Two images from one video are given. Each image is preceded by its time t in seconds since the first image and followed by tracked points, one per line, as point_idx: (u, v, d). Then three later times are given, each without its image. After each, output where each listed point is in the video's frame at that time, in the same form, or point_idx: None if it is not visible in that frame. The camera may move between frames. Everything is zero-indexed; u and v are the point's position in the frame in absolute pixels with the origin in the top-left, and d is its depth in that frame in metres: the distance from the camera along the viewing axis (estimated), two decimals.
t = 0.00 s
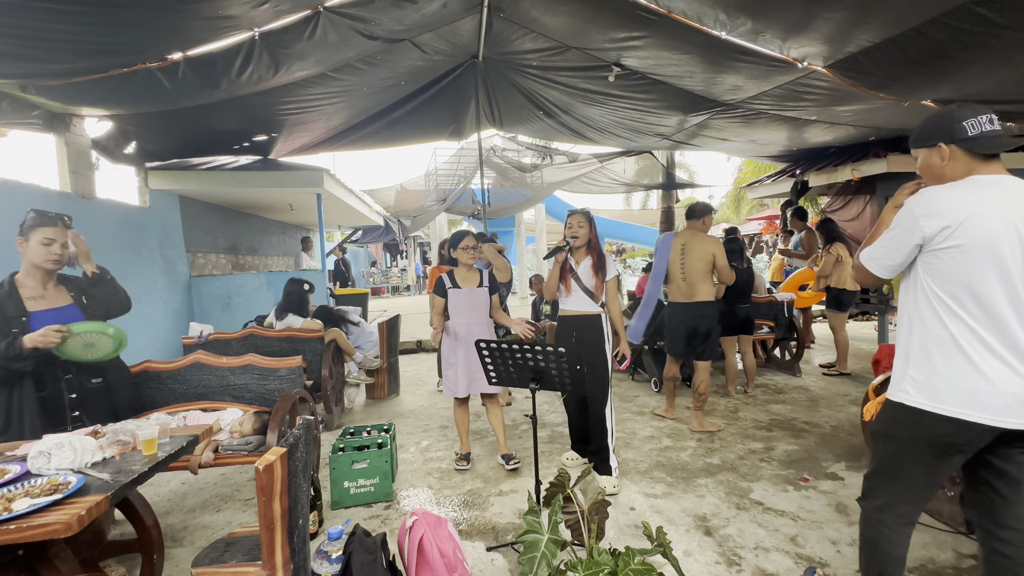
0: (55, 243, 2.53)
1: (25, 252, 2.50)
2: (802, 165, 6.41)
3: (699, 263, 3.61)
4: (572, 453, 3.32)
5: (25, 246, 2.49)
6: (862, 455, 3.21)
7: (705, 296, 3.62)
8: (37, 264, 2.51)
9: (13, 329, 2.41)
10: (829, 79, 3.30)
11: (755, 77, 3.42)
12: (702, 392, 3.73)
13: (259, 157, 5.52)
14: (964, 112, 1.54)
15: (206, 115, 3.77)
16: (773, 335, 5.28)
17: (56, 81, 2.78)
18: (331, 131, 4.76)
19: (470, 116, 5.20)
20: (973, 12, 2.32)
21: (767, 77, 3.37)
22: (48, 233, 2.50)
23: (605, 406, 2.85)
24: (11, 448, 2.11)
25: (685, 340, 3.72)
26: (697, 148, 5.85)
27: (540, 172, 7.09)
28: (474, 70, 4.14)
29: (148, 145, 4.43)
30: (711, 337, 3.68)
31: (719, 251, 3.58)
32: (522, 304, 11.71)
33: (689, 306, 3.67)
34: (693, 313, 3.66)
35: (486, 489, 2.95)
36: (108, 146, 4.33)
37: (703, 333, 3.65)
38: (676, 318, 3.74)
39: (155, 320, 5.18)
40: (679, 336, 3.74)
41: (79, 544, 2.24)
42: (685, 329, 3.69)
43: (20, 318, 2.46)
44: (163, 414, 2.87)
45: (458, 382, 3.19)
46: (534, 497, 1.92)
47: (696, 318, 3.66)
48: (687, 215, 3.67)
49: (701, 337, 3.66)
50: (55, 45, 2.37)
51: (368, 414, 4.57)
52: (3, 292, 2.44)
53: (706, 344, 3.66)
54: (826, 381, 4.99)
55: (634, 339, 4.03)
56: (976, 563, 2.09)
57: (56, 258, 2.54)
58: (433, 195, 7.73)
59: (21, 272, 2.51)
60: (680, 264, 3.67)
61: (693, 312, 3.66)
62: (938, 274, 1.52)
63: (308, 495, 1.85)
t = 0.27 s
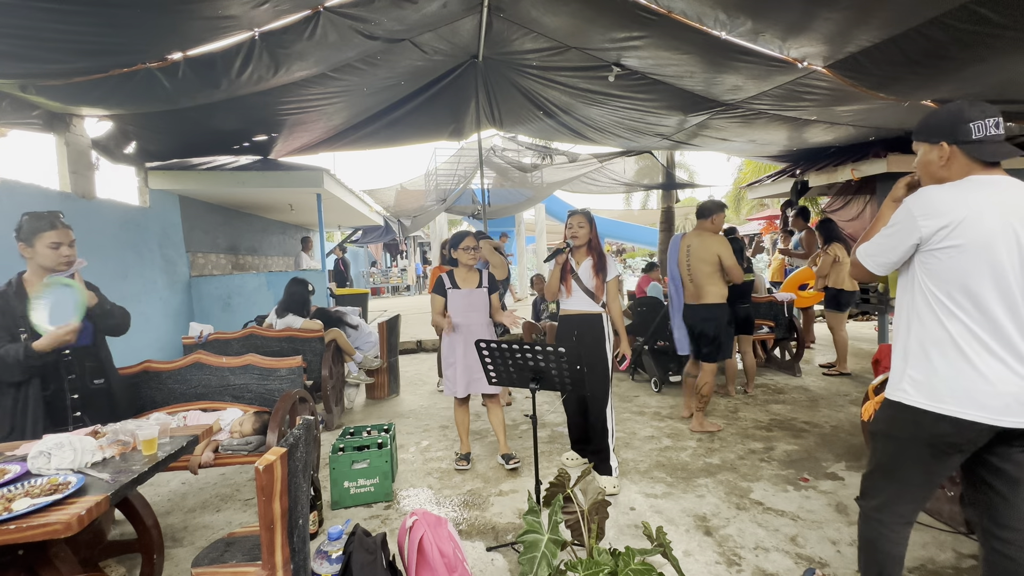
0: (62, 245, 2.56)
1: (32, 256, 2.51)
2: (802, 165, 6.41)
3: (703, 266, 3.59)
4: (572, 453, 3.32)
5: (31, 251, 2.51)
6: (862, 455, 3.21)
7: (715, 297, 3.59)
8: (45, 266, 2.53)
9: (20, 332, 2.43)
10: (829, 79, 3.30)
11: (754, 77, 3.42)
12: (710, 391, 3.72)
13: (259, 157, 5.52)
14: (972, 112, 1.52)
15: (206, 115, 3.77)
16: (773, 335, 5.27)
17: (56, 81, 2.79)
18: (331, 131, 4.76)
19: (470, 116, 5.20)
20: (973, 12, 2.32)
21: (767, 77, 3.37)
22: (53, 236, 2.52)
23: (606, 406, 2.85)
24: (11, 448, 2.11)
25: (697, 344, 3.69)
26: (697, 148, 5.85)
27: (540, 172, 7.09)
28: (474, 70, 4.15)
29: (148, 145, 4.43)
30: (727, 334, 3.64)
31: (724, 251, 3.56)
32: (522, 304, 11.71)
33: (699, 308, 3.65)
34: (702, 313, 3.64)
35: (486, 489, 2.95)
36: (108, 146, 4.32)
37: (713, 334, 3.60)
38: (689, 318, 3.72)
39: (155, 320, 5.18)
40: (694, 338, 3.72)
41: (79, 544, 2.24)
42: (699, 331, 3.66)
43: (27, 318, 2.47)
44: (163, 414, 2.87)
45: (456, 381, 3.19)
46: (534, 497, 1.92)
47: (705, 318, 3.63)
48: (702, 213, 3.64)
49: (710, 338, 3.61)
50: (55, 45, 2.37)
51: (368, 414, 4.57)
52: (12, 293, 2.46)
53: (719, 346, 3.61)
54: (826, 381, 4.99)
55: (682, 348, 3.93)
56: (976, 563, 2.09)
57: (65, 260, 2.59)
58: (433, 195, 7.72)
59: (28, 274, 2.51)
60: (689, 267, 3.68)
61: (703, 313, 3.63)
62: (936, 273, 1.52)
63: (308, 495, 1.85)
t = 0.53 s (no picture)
0: (67, 245, 2.63)
1: (37, 255, 2.57)
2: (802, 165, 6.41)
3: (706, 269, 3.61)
4: (572, 453, 3.32)
5: (36, 249, 2.56)
6: (862, 454, 3.21)
7: (721, 298, 3.61)
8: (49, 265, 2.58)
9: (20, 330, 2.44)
10: (829, 79, 3.30)
11: (754, 77, 3.42)
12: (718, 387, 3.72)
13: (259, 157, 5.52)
14: (969, 113, 1.52)
15: (206, 115, 3.77)
16: (773, 335, 5.27)
17: (56, 81, 2.79)
18: (331, 131, 4.76)
19: (470, 116, 5.20)
20: (973, 12, 2.32)
21: (766, 77, 3.37)
22: (59, 234, 2.58)
23: (606, 406, 2.85)
24: (11, 448, 2.11)
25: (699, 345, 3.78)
26: (697, 148, 5.85)
27: (540, 172, 7.09)
28: (474, 70, 4.15)
29: (148, 145, 4.43)
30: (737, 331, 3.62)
31: (725, 251, 3.51)
32: (522, 304, 11.70)
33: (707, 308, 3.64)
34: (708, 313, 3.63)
35: (486, 489, 2.95)
36: (108, 146, 4.32)
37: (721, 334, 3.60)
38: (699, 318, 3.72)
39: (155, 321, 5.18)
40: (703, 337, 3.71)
41: (79, 544, 2.24)
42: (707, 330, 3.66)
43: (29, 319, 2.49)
44: (163, 414, 2.87)
45: (459, 381, 3.18)
46: (534, 497, 1.92)
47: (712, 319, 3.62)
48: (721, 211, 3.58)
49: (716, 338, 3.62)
50: (56, 45, 2.38)
51: (368, 414, 4.57)
52: (14, 292, 2.48)
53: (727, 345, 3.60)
54: (826, 381, 4.99)
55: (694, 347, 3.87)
56: (975, 563, 2.09)
57: (69, 259, 2.66)
58: (433, 195, 7.72)
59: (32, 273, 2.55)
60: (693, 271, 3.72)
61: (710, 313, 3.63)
62: (936, 273, 1.52)
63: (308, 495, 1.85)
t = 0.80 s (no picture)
0: (69, 243, 2.55)
1: (37, 253, 2.50)
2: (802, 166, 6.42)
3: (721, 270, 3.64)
4: (572, 453, 3.32)
5: (37, 248, 2.50)
6: (862, 454, 3.21)
7: (731, 298, 3.63)
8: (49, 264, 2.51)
9: (18, 332, 2.44)
10: (829, 79, 3.30)
11: (755, 77, 3.42)
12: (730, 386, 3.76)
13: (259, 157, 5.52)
14: (963, 114, 1.54)
15: (206, 115, 3.77)
16: (773, 335, 5.27)
17: (56, 81, 2.78)
18: (331, 131, 4.76)
19: (470, 116, 5.20)
20: (973, 12, 2.32)
21: (767, 77, 3.37)
22: (59, 233, 2.51)
23: (606, 406, 2.85)
24: (11, 448, 2.11)
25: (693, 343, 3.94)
26: (697, 148, 5.85)
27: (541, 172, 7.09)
28: (474, 70, 4.14)
29: (148, 145, 4.43)
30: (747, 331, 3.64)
31: (736, 251, 3.54)
32: (522, 304, 11.71)
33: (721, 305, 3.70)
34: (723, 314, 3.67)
35: (486, 489, 2.95)
36: (108, 146, 4.32)
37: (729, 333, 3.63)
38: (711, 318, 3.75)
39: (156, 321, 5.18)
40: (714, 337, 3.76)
41: (79, 544, 2.24)
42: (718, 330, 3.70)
43: (29, 320, 2.48)
44: (163, 414, 2.88)
45: (461, 381, 3.17)
46: (534, 497, 1.92)
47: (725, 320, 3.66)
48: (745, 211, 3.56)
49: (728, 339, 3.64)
50: (56, 45, 2.38)
51: (368, 414, 4.57)
52: (16, 292, 2.48)
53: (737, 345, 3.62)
54: (826, 381, 4.99)
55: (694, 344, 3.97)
56: (975, 563, 2.09)
57: (70, 258, 2.56)
58: (433, 195, 7.72)
59: (33, 272, 2.53)
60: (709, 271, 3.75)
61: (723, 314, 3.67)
62: (935, 273, 1.52)
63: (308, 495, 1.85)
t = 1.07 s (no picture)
0: (79, 242, 2.57)
1: (48, 252, 2.52)
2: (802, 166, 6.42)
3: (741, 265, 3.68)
4: (572, 453, 3.32)
5: (48, 246, 2.51)
6: (862, 454, 3.21)
7: (751, 295, 3.64)
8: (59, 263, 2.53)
9: (29, 332, 2.47)
10: (829, 79, 3.30)
11: (754, 77, 3.42)
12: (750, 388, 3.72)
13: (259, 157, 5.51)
14: (958, 115, 1.54)
15: (206, 115, 3.77)
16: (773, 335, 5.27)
17: (56, 81, 2.79)
18: (331, 130, 4.76)
19: (470, 116, 5.20)
20: (973, 12, 2.32)
21: (767, 76, 3.37)
22: (69, 231, 2.54)
23: (606, 406, 2.85)
24: (11, 448, 2.11)
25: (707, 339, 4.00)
26: (697, 148, 5.85)
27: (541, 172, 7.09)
28: (474, 70, 4.15)
29: (148, 145, 4.42)
30: (770, 333, 3.59)
31: (755, 248, 3.57)
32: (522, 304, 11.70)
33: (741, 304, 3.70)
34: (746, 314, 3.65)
35: (486, 489, 2.95)
36: (108, 146, 4.32)
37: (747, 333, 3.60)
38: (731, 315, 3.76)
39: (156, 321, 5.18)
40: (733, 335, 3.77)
41: (79, 544, 2.23)
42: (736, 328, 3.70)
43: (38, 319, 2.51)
44: (163, 414, 2.88)
45: (462, 381, 3.18)
46: (534, 497, 1.92)
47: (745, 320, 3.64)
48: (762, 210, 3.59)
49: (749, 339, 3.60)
50: (56, 45, 2.38)
51: (368, 414, 4.57)
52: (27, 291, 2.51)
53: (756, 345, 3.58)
54: (826, 381, 4.99)
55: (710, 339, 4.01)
56: (975, 563, 2.09)
57: (80, 256, 2.59)
58: (433, 195, 7.72)
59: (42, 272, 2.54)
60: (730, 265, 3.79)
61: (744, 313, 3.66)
62: (935, 273, 1.52)
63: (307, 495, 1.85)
